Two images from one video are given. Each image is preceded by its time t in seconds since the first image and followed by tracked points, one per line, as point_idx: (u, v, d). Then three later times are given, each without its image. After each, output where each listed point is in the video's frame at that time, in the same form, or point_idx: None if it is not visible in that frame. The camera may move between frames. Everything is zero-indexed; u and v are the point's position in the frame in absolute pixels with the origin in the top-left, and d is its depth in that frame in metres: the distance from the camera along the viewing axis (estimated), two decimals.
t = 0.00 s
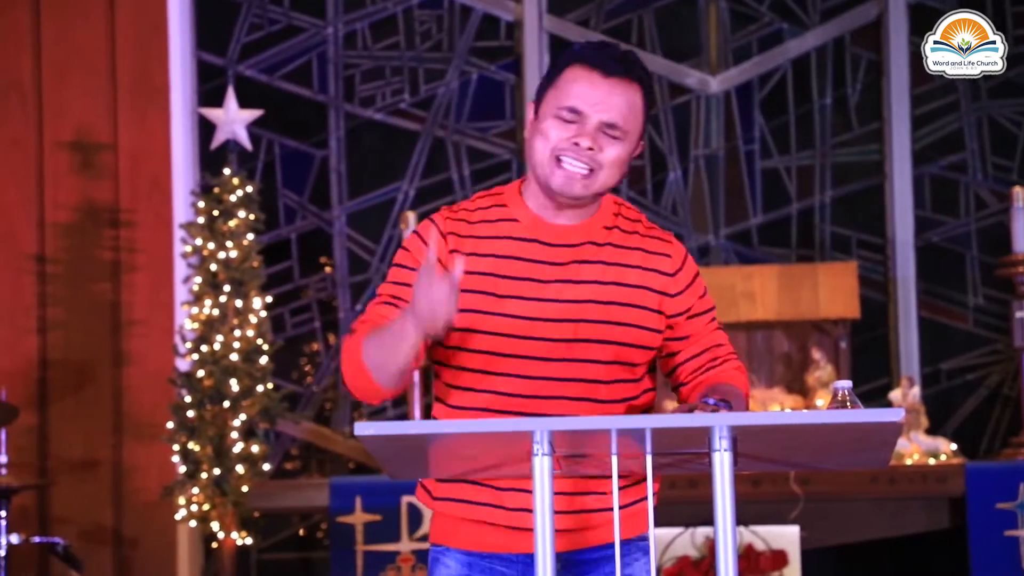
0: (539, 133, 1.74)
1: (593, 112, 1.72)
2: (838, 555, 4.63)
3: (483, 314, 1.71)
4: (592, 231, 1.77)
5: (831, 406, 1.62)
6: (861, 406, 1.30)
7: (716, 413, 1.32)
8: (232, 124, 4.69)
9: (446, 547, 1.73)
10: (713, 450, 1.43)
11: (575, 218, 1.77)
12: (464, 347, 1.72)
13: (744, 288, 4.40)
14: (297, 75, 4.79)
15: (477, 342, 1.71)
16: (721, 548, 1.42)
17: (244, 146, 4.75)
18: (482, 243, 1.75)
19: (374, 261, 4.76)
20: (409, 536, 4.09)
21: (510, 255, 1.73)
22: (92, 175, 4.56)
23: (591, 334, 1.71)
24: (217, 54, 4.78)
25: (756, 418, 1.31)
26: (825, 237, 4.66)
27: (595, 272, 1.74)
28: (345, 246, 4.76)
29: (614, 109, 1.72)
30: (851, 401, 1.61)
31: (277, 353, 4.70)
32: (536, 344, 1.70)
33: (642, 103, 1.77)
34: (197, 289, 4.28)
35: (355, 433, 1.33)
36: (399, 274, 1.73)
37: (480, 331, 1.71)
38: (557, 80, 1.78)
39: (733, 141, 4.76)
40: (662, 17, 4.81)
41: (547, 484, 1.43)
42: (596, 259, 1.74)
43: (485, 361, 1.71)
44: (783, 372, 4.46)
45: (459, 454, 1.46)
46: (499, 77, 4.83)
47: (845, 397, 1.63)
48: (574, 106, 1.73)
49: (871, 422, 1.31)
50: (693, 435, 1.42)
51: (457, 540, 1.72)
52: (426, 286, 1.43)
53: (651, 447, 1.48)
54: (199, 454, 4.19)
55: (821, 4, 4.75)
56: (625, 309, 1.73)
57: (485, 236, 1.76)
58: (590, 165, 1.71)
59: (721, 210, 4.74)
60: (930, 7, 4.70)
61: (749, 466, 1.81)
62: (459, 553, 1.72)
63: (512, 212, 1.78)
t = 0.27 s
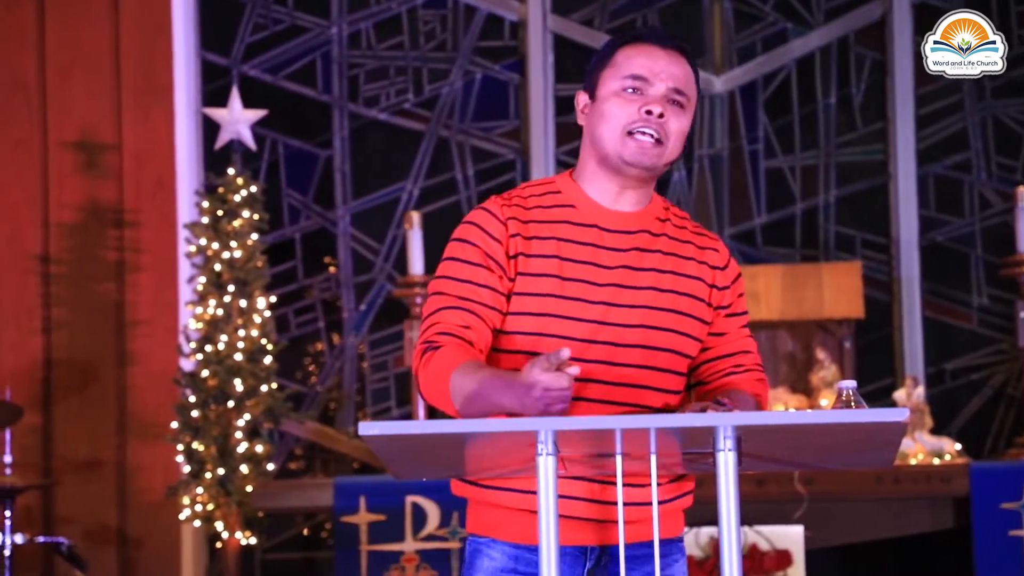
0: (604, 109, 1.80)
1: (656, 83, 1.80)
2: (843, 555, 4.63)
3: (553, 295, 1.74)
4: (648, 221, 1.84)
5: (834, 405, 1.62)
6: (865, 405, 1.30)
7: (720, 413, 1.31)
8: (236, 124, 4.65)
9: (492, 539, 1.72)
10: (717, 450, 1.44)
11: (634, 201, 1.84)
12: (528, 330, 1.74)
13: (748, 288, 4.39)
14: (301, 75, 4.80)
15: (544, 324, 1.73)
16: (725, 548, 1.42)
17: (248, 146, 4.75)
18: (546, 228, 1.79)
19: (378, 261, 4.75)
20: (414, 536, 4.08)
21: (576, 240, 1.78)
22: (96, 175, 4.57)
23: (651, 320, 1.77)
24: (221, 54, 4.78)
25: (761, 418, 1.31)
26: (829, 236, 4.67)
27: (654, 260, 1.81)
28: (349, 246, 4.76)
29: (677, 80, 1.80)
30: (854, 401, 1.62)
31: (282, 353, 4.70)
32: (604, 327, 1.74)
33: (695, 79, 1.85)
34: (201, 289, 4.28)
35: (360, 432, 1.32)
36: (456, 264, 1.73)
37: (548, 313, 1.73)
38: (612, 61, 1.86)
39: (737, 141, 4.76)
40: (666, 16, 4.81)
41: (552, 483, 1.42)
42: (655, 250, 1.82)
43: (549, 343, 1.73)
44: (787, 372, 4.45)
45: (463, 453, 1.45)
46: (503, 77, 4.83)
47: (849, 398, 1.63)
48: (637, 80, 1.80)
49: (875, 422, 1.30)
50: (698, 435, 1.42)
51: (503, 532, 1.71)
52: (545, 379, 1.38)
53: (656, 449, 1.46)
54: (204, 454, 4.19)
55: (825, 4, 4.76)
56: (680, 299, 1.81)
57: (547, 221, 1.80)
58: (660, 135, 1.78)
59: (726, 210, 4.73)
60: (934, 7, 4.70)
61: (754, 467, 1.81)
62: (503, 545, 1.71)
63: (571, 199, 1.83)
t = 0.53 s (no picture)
0: (622, 101, 1.77)
1: (671, 72, 1.77)
2: (847, 555, 4.63)
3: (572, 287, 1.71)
4: (669, 216, 1.81)
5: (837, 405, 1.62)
6: (868, 405, 1.30)
7: (724, 413, 1.30)
8: (240, 123, 4.69)
9: (511, 531, 1.69)
10: (721, 450, 1.44)
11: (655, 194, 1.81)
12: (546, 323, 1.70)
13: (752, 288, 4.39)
14: (305, 75, 4.80)
15: (562, 317, 1.70)
16: (729, 548, 1.41)
17: (251, 146, 4.75)
18: (565, 223, 1.76)
19: (381, 260, 4.75)
20: (417, 535, 4.08)
21: (595, 233, 1.75)
22: (99, 175, 4.57)
23: (673, 312, 1.73)
24: (224, 54, 4.78)
25: (764, 419, 1.30)
26: (833, 236, 4.66)
27: (675, 253, 1.77)
28: (352, 245, 4.76)
29: (690, 68, 1.77)
30: (857, 400, 1.62)
31: (285, 353, 4.70)
32: (625, 319, 1.70)
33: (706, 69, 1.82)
34: (204, 288, 4.28)
35: (364, 434, 1.31)
36: (473, 266, 1.71)
37: (567, 305, 1.70)
38: (624, 57, 1.82)
39: (740, 140, 4.76)
40: (669, 16, 4.81)
41: (555, 482, 1.42)
42: (676, 242, 1.78)
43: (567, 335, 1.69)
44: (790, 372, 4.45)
45: (466, 452, 1.45)
46: (507, 77, 4.82)
47: (852, 397, 1.63)
48: (652, 71, 1.77)
49: (877, 422, 1.30)
50: (702, 435, 1.42)
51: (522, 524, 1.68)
52: (552, 404, 1.40)
53: (658, 449, 1.46)
54: (207, 454, 4.19)
55: (828, 4, 4.75)
56: (703, 292, 1.77)
57: (566, 217, 1.77)
58: (682, 121, 1.74)
59: (729, 210, 4.73)
60: (937, 7, 4.70)
61: (757, 466, 1.81)
62: (521, 540, 1.67)
63: (591, 194, 1.80)
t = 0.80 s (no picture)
0: (619, 100, 1.76)
1: (667, 68, 1.75)
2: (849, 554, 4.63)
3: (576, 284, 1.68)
4: (676, 214, 1.78)
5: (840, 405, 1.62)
6: (870, 406, 1.30)
7: (726, 413, 1.30)
8: (242, 123, 4.70)
9: (515, 528, 1.69)
10: (722, 450, 1.43)
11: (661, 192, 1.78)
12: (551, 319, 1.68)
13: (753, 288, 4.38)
14: (306, 75, 4.80)
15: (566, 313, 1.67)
16: (730, 548, 1.41)
17: (253, 146, 4.75)
18: (570, 221, 1.73)
19: (383, 260, 4.75)
20: (419, 535, 4.08)
21: (599, 231, 1.73)
22: (101, 175, 4.57)
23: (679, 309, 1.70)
24: (226, 54, 4.79)
25: (766, 419, 1.30)
26: (835, 236, 4.66)
27: (681, 250, 1.74)
28: (354, 245, 4.76)
29: (688, 63, 1.76)
30: (860, 400, 1.62)
31: (286, 353, 4.70)
32: (626, 316, 1.67)
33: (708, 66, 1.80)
34: (206, 288, 4.28)
35: (365, 433, 1.31)
36: (483, 253, 1.67)
37: (571, 303, 1.67)
38: (625, 59, 1.82)
39: (742, 140, 4.76)
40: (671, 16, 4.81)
41: (556, 482, 1.42)
42: (682, 239, 1.75)
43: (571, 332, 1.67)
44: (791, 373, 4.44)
45: (468, 451, 1.45)
46: (508, 77, 4.83)
47: (854, 397, 1.63)
48: (648, 68, 1.76)
49: (879, 422, 1.30)
50: (703, 435, 1.41)
51: (527, 521, 1.68)
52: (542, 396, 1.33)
53: (661, 449, 1.46)
54: (209, 454, 4.19)
55: (830, 4, 4.75)
56: (709, 289, 1.73)
57: (572, 215, 1.75)
58: (677, 117, 1.73)
59: (730, 210, 4.74)
60: (939, 7, 4.70)
61: (759, 466, 1.81)
62: (526, 537, 1.67)
63: (596, 193, 1.78)
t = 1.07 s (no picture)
0: (643, 124, 1.67)
1: (699, 113, 1.64)
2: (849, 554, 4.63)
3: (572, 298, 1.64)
4: (685, 229, 1.70)
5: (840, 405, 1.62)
6: (870, 405, 1.30)
7: (725, 413, 1.30)
8: (242, 123, 4.69)
9: (516, 530, 1.69)
10: (722, 450, 1.43)
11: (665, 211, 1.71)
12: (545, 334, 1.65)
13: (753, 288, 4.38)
14: (307, 75, 4.80)
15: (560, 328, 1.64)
16: (731, 547, 1.41)
17: (253, 146, 4.75)
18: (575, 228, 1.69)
19: (383, 260, 4.75)
20: (419, 535, 4.08)
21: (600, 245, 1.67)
22: (101, 175, 4.57)
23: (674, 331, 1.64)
24: (226, 54, 4.79)
25: (766, 418, 1.30)
26: (834, 236, 4.67)
27: (685, 266, 1.67)
28: (354, 246, 4.76)
29: (720, 110, 1.65)
30: (861, 400, 1.62)
31: (287, 353, 4.70)
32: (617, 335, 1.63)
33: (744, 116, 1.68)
34: (206, 288, 4.28)
35: (366, 433, 1.31)
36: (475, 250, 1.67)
37: (561, 321, 1.64)
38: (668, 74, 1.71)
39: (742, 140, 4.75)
40: (671, 16, 4.81)
41: (556, 482, 1.42)
42: (688, 255, 1.68)
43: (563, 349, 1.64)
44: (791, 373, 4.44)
45: (468, 451, 1.45)
46: (508, 77, 4.83)
47: (854, 397, 1.63)
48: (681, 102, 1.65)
49: (880, 421, 1.30)
50: (703, 435, 1.41)
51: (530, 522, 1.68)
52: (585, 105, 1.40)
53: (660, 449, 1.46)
54: (209, 454, 4.19)
55: (831, 3, 4.75)
56: (712, 309, 1.67)
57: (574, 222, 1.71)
58: (690, 161, 1.63)
59: (730, 210, 4.74)
60: (940, 7, 4.70)
61: (760, 465, 1.81)
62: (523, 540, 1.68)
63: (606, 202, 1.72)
